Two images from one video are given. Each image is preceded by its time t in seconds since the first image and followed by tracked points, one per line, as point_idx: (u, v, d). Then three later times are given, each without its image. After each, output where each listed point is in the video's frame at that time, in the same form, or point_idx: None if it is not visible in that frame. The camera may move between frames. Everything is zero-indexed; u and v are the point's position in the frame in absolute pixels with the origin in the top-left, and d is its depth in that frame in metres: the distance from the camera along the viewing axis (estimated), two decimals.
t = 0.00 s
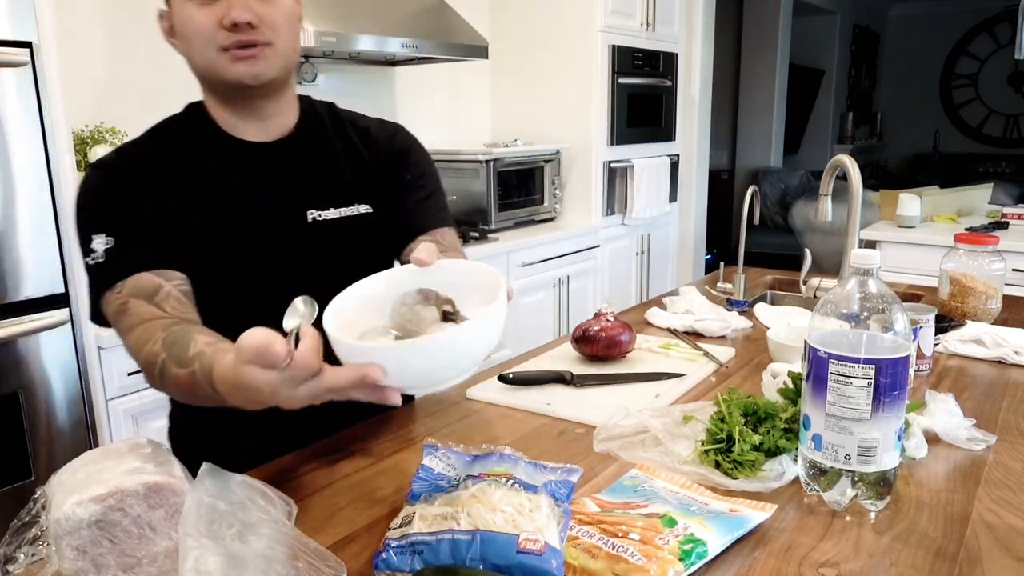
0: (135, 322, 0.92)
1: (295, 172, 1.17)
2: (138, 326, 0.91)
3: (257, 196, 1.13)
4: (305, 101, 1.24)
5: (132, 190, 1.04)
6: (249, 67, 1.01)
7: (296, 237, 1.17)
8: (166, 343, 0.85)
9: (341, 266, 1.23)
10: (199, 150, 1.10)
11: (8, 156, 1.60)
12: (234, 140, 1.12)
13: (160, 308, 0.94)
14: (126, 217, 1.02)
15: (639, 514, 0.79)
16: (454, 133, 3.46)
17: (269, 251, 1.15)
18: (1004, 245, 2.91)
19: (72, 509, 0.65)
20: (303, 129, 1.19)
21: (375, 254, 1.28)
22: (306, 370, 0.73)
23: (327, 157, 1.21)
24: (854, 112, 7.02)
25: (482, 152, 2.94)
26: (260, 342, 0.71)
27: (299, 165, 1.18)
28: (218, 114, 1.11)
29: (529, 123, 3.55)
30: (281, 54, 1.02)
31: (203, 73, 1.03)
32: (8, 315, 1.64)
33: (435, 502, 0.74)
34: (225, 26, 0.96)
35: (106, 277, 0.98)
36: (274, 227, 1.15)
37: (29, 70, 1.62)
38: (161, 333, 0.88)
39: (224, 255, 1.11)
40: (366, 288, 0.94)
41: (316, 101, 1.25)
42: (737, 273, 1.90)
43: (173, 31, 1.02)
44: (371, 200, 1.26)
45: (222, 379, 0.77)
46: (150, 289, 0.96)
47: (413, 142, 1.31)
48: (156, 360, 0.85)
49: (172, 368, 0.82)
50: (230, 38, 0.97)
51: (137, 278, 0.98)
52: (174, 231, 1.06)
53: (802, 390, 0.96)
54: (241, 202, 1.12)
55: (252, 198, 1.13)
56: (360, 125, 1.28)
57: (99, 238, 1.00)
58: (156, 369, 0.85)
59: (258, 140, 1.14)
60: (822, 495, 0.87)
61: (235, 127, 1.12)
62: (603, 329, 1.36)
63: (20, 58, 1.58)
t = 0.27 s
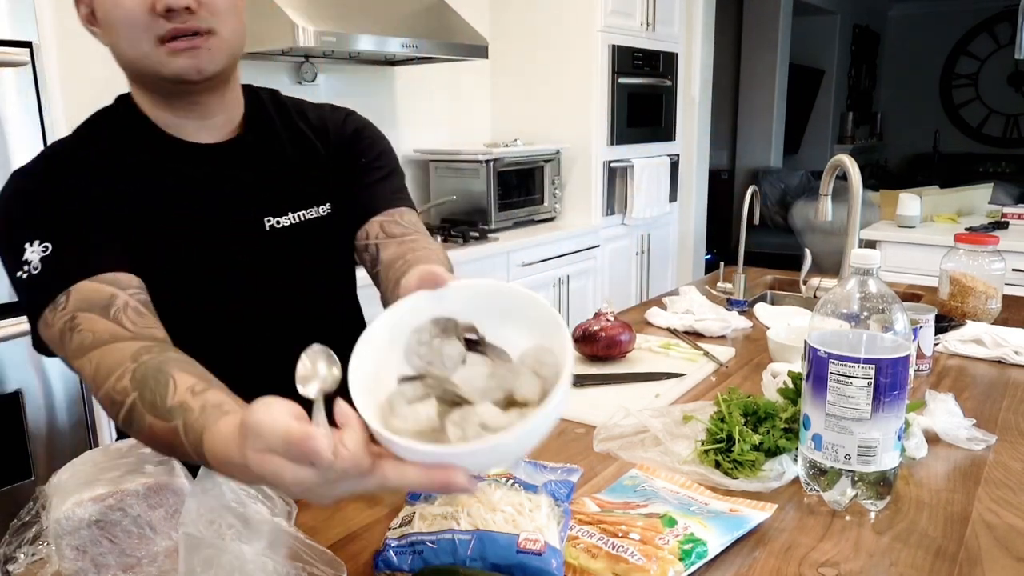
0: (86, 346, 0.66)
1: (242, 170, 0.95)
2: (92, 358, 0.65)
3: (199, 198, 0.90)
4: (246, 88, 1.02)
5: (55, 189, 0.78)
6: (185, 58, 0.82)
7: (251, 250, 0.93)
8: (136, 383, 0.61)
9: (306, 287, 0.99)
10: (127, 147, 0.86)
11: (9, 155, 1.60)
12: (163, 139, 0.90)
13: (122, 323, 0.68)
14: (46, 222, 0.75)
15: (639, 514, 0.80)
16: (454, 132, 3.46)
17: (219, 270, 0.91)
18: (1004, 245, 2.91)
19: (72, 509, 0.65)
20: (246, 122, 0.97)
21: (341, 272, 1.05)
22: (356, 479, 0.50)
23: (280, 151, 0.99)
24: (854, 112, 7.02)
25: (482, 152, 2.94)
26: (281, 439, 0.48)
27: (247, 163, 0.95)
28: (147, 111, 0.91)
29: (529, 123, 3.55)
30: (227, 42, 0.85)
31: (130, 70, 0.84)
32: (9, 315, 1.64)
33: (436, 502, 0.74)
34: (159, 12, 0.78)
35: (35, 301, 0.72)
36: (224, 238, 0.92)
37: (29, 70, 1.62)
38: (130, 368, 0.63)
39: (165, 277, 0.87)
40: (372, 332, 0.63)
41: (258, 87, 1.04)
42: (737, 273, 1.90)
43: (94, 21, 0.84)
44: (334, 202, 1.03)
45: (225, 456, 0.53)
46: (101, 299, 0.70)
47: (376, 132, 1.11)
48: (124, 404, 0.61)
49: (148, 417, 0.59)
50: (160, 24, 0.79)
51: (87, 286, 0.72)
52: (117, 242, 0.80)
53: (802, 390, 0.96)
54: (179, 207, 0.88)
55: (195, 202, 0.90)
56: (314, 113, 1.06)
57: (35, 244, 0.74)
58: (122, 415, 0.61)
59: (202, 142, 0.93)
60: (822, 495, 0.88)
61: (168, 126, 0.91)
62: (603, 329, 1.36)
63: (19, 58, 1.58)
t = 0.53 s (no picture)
0: (91, 379, 0.65)
1: (227, 173, 0.94)
2: (100, 396, 0.64)
3: (187, 199, 0.90)
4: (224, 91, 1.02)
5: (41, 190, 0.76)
6: (163, 58, 0.82)
7: (240, 253, 0.93)
8: (148, 428, 0.60)
9: (297, 288, 1.00)
10: (116, 151, 0.86)
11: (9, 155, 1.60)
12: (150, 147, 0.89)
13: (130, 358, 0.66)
14: (35, 223, 0.74)
15: (639, 514, 0.80)
16: (454, 132, 3.46)
17: (209, 272, 0.91)
18: (1004, 245, 2.91)
19: (72, 509, 0.65)
20: (227, 126, 0.97)
21: (330, 273, 1.05)
22: (446, 570, 0.48)
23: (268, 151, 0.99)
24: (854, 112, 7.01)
25: (482, 152, 2.94)
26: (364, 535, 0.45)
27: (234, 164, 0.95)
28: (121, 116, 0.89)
29: (529, 123, 3.55)
30: (208, 43, 0.86)
31: (102, 71, 0.83)
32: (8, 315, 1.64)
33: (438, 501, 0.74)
34: (134, 9, 0.78)
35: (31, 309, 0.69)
36: (214, 241, 0.91)
37: (29, 70, 1.62)
38: (144, 411, 0.61)
39: (156, 281, 0.86)
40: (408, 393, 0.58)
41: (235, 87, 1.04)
42: (737, 273, 1.90)
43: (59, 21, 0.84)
44: (320, 204, 1.04)
45: (262, 530, 0.51)
46: (101, 325, 0.69)
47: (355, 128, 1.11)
48: (138, 451, 0.60)
49: (164, 472, 0.58)
50: (136, 23, 0.79)
51: (81, 308, 0.70)
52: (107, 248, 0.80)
53: (802, 390, 0.96)
54: (168, 209, 0.88)
55: (184, 202, 0.90)
56: (292, 112, 1.06)
57: (16, 263, 0.72)
58: (133, 461, 0.60)
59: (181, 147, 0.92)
60: (822, 495, 0.88)
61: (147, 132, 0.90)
62: (603, 329, 1.36)
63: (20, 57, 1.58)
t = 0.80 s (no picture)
0: (92, 408, 0.63)
1: (227, 176, 0.94)
2: (104, 426, 0.62)
3: (187, 201, 0.90)
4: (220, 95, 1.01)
5: (43, 192, 0.77)
6: (168, 75, 0.81)
7: (239, 254, 0.94)
8: (156, 462, 0.59)
9: (297, 288, 1.01)
10: (117, 154, 0.86)
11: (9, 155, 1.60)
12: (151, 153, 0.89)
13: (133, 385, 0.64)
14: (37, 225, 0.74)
15: (639, 514, 0.80)
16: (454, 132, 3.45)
17: (208, 273, 0.91)
18: (1005, 245, 2.91)
19: (72, 509, 0.65)
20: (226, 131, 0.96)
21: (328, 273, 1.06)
22: None
23: (267, 153, 0.99)
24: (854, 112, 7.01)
25: (482, 152, 2.94)
26: None
27: (235, 167, 0.95)
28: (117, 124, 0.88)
29: (529, 123, 3.55)
30: (213, 58, 0.85)
31: (101, 82, 0.82)
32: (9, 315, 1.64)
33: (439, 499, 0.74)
34: (141, 25, 0.77)
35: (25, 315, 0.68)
36: (213, 242, 0.92)
37: (29, 70, 1.62)
38: (152, 446, 0.60)
39: (156, 281, 0.87)
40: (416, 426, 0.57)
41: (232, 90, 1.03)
42: (737, 273, 1.90)
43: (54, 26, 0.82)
44: (318, 206, 1.04)
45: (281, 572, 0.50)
46: (102, 350, 0.66)
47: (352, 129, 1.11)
48: (146, 485, 0.59)
49: (174, 511, 0.57)
50: (142, 40, 0.78)
51: (81, 332, 0.67)
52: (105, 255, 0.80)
53: (802, 390, 0.96)
54: (168, 211, 0.89)
55: (184, 204, 0.90)
56: (289, 113, 1.06)
57: (12, 282, 0.69)
58: (141, 496, 0.59)
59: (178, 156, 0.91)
60: (822, 495, 0.88)
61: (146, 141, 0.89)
62: (603, 329, 1.36)
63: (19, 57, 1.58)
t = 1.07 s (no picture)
0: (93, 412, 0.63)
1: (230, 177, 0.94)
2: (104, 429, 0.62)
3: (191, 202, 0.90)
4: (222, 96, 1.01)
5: (47, 193, 0.77)
6: (177, 79, 0.81)
7: (240, 254, 0.94)
8: (156, 465, 0.59)
9: (296, 288, 1.01)
10: (120, 154, 0.86)
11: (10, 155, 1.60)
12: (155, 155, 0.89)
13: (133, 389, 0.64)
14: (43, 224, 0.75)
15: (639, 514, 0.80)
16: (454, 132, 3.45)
17: (208, 272, 0.91)
18: (1004, 245, 2.92)
19: (72, 509, 0.65)
20: (228, 133, 0.96)
21: (329, 273, 1.06)
22: None
23: (270, 154, 0.99)
24: (854, 112, 7.01)
25: (482, 152, 2.94)
26: (399, 573, 0.44)
27: (238, 168, 0.95)
28: (119, 124, 0.88)
29: (529, 123, 3.55)
30: (219, 61, 0.85)
31: (108, 85, 0.82)
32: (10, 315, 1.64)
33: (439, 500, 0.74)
34: (151, 29, 0.77)
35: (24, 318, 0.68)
36: (215, 243, 0.92)
37: (29, 70, 1.62)
38: (152, 448, 0.60)
39: (156, 279, 0.87)
40: (420, 427, 0.57)
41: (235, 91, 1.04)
42: (737, 273, 1.90)
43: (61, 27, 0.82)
44: (321, 209, 1.04)
45: (282, 570, 0.50)
46: (102, 353, 0.66)
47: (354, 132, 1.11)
48: (147, 487, 0.59)
49: (175, 511, 0.57)
50: (152, 44, 0.78)
51: (81, 335, 0.67)
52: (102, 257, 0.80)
53: (801, 390, 0.96)
54: (170, 211, 0.89)
55: (189, 205, 0.90)
56: (291, 115, 1.06)
57: (14, 285, 0.69)
58: (143, 497, 0.58)
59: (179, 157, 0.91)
60: (822, 495, 0.88)
61: (149, 141, 0.89)
62: (603, 329, 1.36)
63: (19, 57, 1.58)
